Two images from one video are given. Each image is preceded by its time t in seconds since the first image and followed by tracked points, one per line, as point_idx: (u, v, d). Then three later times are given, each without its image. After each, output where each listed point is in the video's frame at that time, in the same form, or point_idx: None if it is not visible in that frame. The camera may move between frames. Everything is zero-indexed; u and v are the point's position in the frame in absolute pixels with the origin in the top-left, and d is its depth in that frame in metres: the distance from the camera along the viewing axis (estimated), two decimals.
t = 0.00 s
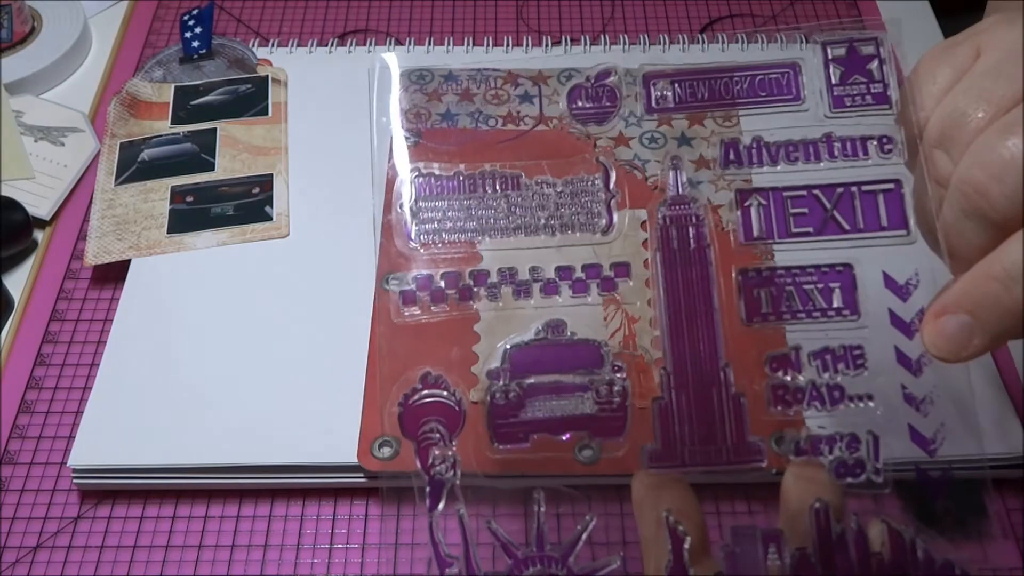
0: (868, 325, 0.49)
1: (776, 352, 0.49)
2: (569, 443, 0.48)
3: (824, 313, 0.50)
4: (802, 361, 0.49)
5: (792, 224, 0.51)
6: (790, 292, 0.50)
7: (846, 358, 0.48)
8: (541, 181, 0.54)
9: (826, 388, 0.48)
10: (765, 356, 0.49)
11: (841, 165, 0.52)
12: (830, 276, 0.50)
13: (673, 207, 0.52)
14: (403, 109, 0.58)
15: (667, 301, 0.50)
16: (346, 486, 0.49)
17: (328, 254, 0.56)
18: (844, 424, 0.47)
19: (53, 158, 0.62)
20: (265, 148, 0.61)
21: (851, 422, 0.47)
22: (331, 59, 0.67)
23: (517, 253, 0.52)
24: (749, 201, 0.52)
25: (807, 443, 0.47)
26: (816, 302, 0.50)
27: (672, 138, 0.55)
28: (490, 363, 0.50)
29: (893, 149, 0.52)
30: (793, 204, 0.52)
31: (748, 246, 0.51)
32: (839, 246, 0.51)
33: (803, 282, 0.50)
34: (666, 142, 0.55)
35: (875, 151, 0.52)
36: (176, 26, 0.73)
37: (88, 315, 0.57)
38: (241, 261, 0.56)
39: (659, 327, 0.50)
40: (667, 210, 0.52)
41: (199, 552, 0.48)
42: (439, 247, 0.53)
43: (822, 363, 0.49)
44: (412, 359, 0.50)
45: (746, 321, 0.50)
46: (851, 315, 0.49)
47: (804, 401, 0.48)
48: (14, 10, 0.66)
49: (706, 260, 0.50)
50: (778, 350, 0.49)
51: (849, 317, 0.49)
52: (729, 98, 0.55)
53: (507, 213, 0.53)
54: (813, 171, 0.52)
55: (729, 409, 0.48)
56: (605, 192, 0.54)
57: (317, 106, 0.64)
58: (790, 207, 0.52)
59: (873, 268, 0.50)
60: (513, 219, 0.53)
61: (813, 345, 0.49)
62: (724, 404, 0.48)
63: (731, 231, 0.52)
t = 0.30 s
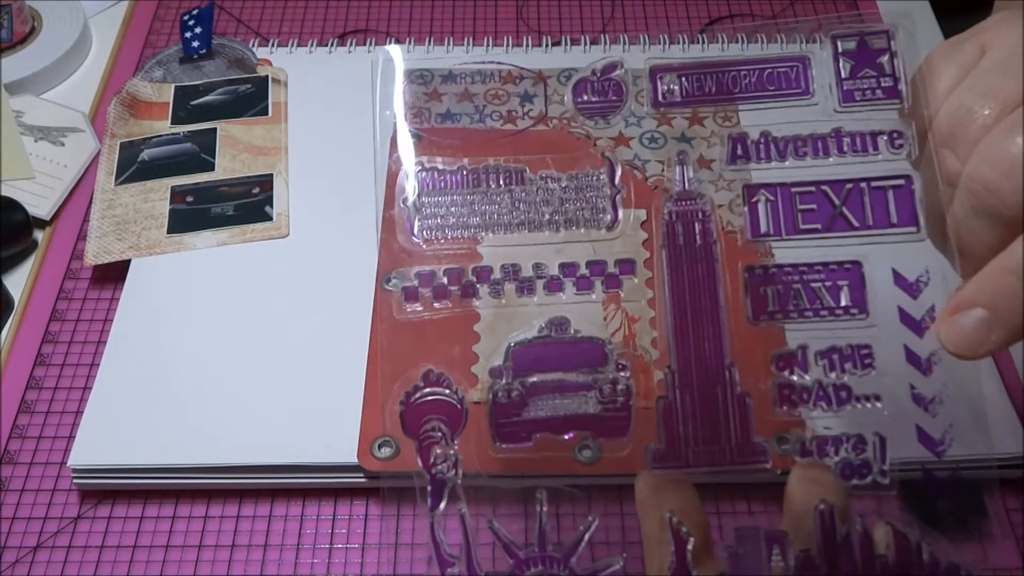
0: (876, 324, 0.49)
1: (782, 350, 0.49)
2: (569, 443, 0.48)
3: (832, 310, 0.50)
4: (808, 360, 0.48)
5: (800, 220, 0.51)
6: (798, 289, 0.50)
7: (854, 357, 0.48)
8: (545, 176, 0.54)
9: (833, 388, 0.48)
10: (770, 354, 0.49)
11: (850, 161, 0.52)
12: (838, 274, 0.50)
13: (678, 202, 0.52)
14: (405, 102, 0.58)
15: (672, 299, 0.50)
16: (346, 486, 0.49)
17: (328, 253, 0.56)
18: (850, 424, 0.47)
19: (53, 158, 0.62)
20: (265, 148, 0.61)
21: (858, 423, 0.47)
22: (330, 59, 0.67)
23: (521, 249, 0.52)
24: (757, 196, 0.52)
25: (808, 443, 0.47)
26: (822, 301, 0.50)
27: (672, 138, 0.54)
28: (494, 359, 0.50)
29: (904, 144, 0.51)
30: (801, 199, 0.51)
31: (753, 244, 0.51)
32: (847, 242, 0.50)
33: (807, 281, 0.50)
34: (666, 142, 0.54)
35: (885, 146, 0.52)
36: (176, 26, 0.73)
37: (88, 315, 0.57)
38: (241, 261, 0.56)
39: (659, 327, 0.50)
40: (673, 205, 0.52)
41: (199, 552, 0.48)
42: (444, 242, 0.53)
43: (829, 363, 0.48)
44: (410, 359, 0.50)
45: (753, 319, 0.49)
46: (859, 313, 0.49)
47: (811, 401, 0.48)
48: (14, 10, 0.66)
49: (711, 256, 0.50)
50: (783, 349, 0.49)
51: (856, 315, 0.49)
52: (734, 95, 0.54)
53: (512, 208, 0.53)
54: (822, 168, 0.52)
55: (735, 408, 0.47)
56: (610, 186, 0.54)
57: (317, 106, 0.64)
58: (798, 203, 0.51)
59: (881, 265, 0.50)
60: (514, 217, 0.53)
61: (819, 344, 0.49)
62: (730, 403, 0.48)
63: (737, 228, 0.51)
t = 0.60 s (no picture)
0: (872, 323, 0.48)
1: (777, 354, 0.48)
2: (570, 445, 0.48)
3: (826, 310, 0.49)
4: (801, 365, 0.48)
5: (791, 212, 0.50)
6: (788, 288, 0.49)
7: (848, 360, 0.48)
8: (518, 175, 0.53)
9: (826, 395, 0.48)
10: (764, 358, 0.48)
11: (842, 143, 0.51)
12: (832, 271, 0.49)
13: (662, 199, 0.51)
14: (400, 100, 0.58)
15: (658, 304, 0.49)
16: (346, 486, 0.49)
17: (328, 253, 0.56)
18: (845, 432, 0.47)
19: (53, 158, 0.62)
20: (266, 148, 0.61)
21: (852, 428, 0.47)
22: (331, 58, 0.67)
23: (508, 256, 0.52)
24: (744, 188, 0.51)
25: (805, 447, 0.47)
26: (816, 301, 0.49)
27: (671, 139, 0.53)
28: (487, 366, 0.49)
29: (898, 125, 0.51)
30: (790, 189, 0.50)
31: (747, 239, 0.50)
32: (841, 236, 0.50)
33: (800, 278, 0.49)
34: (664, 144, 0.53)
35: (880, 126, 0.51)
36: (176, 26, 0.73)
37: (88, 314, 0.57)
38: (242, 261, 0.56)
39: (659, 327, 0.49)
40: (655, 202, 0.51)
41: (199, 552, 0.48)
42: (422, 248, 0.53)
43: (822, 367, 0.48)
44: (411, 360, 0.51)
45: (743, 324, 0.49)
46: (853, 313, 0.49)
47: (805, 409, 0.47)
48: (14, 10, 0.66)
49: (697, 255, 0.49)
50: (775, 354, 0.48)
51: (851, 315, 0.49)
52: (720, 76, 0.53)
53: (486, 213, 0.53)
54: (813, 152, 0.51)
55: (725, 415, 0.47)
56: (589, 185, 0.53)
57: (318, 106, 0.64)
58: (787, 193, 0.50)
59: (877, 260, 0.49)
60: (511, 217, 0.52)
61: (813, 348, 0.48)
62: (720, 411, 0.47)
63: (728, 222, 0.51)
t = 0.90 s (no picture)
0: (948, 258, 0.44)
1: (840, 294, 0.45)
2: (569, 443, 0.47)
3: (897, 246, 0.45)
4: (869, 306, 0.45)
5: (857, 138, 0.46)
6: (856, 222, 0.46)
7: (924, 300, 0.44)
8: (559, 99, 0.54)
9: (899, 335, 0.44)
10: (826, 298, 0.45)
11: (915, 61, 0.47)
12: (905, 202, 0.45)
13: (714, 124, 0.51)
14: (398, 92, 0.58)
15: (714, 240, 0.49)
16: (346, 486, 0.49)
17: (329, 253, 0.56)
18: (922, 375, 0.44)
19: (53, 158, 0.62)
20: (265, 148, 0.61)
21: (920, 375, 0.44)
22: (331, 58, 0.67)
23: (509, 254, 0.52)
24: (806, 112, 0.47)
25: (814, 443, 0.46)
26: (886, 235, 0.45)
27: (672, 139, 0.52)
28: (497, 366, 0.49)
29: (977, 40, 0.46)
30: (857, 114, 0.46)
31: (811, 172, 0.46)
32: (916, 161, 0.45)
33: (871, 210, 0.45)
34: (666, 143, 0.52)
35: (954, 45, 0.47)
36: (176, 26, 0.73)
37: (88, 315, 0.57)
38: (242, 262, 0.56)
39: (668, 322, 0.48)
40: (710, 130, 0.51)
41: (199, 552, 0.48)
42: (451, 177, 0.54)
43: (895, 307, 0.44)
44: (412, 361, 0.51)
45: (805, 260, 0.46)
46: (928, 248, 0.44)
47: (876, 351, 0.44)
48: (14, 10, 0.66)
49: (753, 183, 0.47)
50: (842, 292, 0.45)
51: (926, 250, 0.44)
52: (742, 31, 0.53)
53: (521, 136, 0.53)
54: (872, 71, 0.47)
55: (785, 364, 0.45)
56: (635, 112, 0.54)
57: (318, 106, 0.64)
58: (853, 118, 0.46)
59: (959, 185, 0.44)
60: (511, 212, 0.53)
61: (883, 285, 0.45)
62: (782, 363, 0.45)
63: (787, 151, 0.47)
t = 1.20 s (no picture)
0: None
1: None
2: (570, 442, 0.48)
3: None
4: None
5: None
6: None
7: None
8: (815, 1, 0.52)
9: None
10: None
11: None
12: None
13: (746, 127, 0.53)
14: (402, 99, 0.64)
15: None
16: (346, 486, 0.49)
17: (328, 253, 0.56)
18: None
19: (53, 158, 0.62)
20: (265, 148, 0.61)
21: None
22: (331, 59, 0.67)
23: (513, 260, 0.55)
24: None
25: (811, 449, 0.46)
26: None
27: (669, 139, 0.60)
28: (493, 360, 0.51)
29: None
30: None
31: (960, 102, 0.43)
32: None
33: None
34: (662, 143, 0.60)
35: None
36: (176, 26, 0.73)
37: (88, 315, 0.57)
38: (242, 262, 0.56)
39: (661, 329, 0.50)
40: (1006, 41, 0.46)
41: (199, 552, 0.48)
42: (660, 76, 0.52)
43: None
44: (411, 361, 0.51)
45: None
46: None
47: None
48: (14, 9, 0.66)
49: None
50: None
51: None
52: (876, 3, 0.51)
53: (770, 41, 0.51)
54: None
55: None
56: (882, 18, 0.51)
57: (318, 107, 0.64)
58: None
59: None
60: (513, 218, 0.57)
61: None
62: None
63: None
